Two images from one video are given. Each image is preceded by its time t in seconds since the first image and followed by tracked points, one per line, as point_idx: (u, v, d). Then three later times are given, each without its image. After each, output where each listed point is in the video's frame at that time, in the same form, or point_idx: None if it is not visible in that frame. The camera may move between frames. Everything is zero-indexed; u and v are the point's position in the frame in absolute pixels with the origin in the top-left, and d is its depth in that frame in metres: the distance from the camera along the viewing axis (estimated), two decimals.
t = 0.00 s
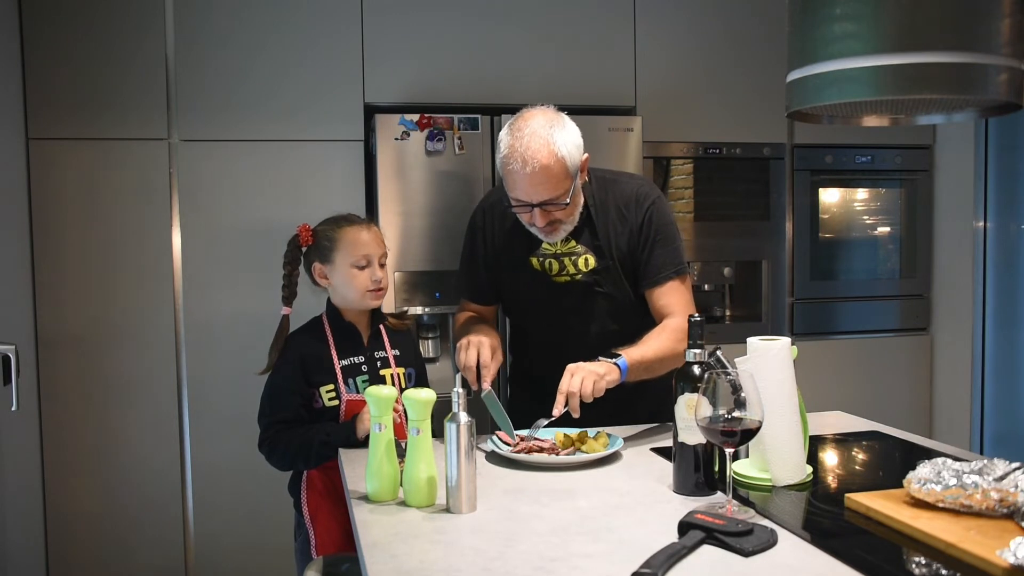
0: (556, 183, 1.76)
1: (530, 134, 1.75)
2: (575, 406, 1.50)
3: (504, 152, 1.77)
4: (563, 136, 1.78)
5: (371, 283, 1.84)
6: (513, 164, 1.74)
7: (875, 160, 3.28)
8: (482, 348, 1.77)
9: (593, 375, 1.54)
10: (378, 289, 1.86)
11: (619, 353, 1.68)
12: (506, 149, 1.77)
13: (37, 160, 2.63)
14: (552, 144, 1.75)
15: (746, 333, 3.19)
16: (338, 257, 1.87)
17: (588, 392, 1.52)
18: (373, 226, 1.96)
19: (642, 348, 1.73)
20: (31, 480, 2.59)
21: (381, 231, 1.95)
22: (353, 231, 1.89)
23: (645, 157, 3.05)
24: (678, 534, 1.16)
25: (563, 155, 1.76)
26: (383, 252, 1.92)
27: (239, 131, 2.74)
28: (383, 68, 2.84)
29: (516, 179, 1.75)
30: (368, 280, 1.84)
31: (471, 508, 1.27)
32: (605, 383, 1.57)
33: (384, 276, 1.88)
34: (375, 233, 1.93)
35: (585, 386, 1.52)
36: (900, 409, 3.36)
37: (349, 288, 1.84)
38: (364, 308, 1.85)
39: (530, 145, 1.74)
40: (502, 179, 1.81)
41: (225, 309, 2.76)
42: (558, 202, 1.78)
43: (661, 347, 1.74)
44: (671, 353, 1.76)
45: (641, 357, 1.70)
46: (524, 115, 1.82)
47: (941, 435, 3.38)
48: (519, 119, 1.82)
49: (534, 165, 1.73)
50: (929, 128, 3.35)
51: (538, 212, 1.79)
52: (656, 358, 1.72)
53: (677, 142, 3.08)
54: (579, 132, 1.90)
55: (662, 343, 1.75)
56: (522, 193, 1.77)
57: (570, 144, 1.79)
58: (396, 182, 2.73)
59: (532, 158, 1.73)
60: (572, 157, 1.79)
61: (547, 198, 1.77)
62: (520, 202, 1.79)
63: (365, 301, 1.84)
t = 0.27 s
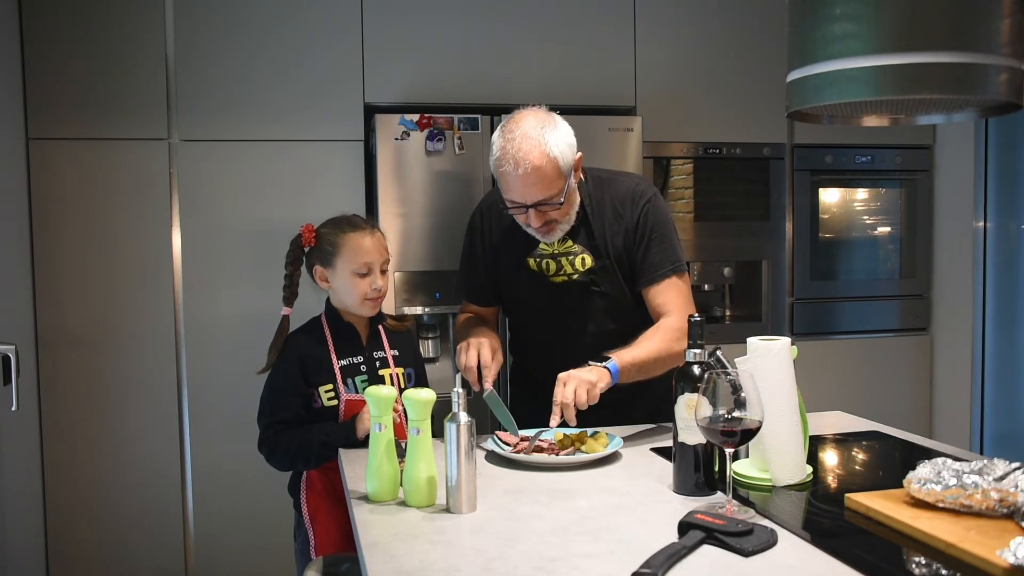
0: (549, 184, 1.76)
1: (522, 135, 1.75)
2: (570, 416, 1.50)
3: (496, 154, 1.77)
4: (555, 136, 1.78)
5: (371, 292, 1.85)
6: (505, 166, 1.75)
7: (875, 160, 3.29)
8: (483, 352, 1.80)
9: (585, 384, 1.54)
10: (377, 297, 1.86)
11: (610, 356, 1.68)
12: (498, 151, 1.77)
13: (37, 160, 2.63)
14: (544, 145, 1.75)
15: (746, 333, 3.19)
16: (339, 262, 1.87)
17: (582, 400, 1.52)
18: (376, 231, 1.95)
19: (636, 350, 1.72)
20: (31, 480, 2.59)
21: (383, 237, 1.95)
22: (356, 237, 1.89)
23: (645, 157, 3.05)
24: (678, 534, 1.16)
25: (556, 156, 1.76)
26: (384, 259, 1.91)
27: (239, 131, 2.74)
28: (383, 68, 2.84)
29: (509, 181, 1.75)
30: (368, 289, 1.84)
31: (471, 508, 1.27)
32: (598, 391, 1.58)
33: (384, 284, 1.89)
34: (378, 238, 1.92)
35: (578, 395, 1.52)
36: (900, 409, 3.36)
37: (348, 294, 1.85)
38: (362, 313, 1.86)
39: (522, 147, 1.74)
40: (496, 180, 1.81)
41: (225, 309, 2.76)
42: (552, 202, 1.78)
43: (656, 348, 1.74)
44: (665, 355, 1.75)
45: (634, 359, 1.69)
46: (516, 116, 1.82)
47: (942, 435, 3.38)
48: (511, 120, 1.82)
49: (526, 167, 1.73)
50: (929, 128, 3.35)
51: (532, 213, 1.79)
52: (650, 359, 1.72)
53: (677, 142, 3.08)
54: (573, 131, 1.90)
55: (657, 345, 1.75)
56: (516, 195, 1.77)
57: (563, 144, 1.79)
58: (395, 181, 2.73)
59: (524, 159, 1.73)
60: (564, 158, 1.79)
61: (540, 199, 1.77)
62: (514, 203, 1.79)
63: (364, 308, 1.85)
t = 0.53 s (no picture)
0: (547, 183, 1.76)
1: (519, 134, 1.75)
2: (571, 418, 1.51)
3: (494, 153, 1.77)
4: (553, 135, 1.78)
5: (367, 296, 1.84)
6: (503, 164, 1.75)
7: (875, 160, 3.29)
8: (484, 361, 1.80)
9: (593, 391, 1.55)
10: (374, 301, 1.86)
11: (616, 364, 1.66)
12: (496, 150, 1.77)
13: (37, 160, 2.63)
14: (541, 143, 1.75)
15: (746, 333, 3.19)
16: (337, 265, 1.87)
17: (586, 406, 1.52)
18: (375, 234, 1.95)
19: (638, 355, 1.72)
20: (31, 480, 2.59)
21: (382, 241, 1.94)
22: (354, 241, 1.89)
23: (645, 157, 3.05)
24: (678, 534, 1.16)
25: (553, 154, 1.76)
26: (382, 263, 1.91)
27: (239, 130, 2.74)
28: (383, 68, 2.84)
29: (507, 179, 1.75)
30: (365, 292, 1.83)
31: (471, 508, 1.27)
32: (603, 401, 1.57)
33: (382, 288, 1.88)
34: (376, 241, 1.92)
35: (583, 400, 1.52)
36: (900, 409, 3.36)
37: (346, 296, 1.84)
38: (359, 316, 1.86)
39: (519, 145, 1.74)
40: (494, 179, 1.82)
41: (225, 309, 2.76)
42: (550, 200, 1.78)
43: (656, 351, 1.74)
44: (665, 358, 1.75)
45: (637, 365, 1.69)
46: (514, 115, 1.82)
47: (942, 435, 3.38)
48: (508, 119, 1.83)
49: (523, 165, 1.73)
50: (929, 128, 3.35)
51: (530, 212, 1.79)
52: (652, 363, 1.72)
53: (677, 142, 3.08)
54: (570, 130, 1.90)
55: (657, 348, 1.75)
56: (514, 193, 1.77)
57: (560, 142, 1.79)
58: (395, 182, 2.73)
59: (521, 157, 1.73)
60: (562, 156, 1.79)
61: (538, 197, 1.77)
62: (512, 202, 1.79)
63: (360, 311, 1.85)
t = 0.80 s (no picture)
0: (550, 183, 1.76)
1: (523, 134, 1.75)
2: (561, 406, 1.51)
3: (497, 153, 1.77)
4: (556, 135, 1.78)
5: (365, 298, 1.84)
6: (506, 164, 1.75)
7: (875, 160, 3.29)
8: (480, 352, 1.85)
9: (585, 380, 1.56)
10: (372, 303, 1.85)
11: (614, 359, 1.67)
12: (499, 150, 1.77)
13: (37, 160, 2.63)
14: (545, 144, 1.75)
15: (746, 333, 3.19)
16: (334, 268, 1.87)
17: (576, 395, 1.53)
18: (372, 235, 1.95)
19: (637, 351, 1.72)
20: (31, 480, 2.59)
21: (379, 242, 1.94)
22: (351, 243, 1.89)
23: (645, 157, 3.05)
24: (678, 534, 1.16)
25: (557, 155, 1.76)
26: (380, 265, 1.91)
27: (239, 131, 2.74)
28: (383, 68, 2.84)
29: (510, 180, 1.75)
30: (362, 295, 1.83)
31: (471, 508, 1.27)
32: (594, 392, 1.58)
33: (379, 290, 1.88)
34: (373, 243, 1.92)
35: (573, 388, 1.54)
36: (900, 409, 3.36)
37: (343, 299, 1.84)
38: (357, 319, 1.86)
39: (522, 145, 1.74)
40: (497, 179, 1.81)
41: (224, 309, 2.75)
42: (553, 201, 1.78)
43: (656, 349, 1.74)
44: (664, 357, 1.75)
45: (635, 362, 1.69)
46: (518, 115, 1.82)
47: (942, 435, 3.38)
48: (512, 119, 1.83)
49: (527, 165, 1.73)
50: (929, 128, 3.35)
51: (532, 212, 1.79)
52: (650, 361, 1.72)
53: (677, 142, 3.08)
54: (574, 131, 1.90)
55: (657, 347, 1.75)
56: (516, 193, 1.77)
57: (564, 143, 1.79)
58: (396, 182, 2.73)
59: (525, 158, 1.73)
60: (565, 157, 1.79)
61: (541, 198, 1.77)
62: (515, 202, 1.79)
63: (358, 313, 1.84)
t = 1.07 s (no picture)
0: (552, 183, 1.76)
1: (526, 134, 1.75)
2: (546, 415, 1.51)
3: (500, 152, 1.77)
4: (560, 136, 1.78)
5: (363, 308, 1.83)
6: (508, 163, 1.74)
7: (875, 160, 3.29)
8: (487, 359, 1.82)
9: (566, 386, 1.55)
10: (370, 313, 1.84)
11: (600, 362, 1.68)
12: (502, 149, 1.77)
13: (37, 161, 2.63)
14: (549, 143, 1.75)
15: (746, 333, 3.19)
16: (331, 278, 1.86)
17: (559, 402, 1.52)
18: (369, 246, 1.94)
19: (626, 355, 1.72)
20: (31, 480, 2.59)
21: (377, 252, 1.93)
22: (349, 253, 1.88)
23: (645, 157, 3.05)
24: (678, 534, 1.16)
25: (559, 155, 1.76)
26: (377, 274, 1.90)
27: (239, 130, 2.74)
28: (383, 68, 2.84)
29: (511, 179, 1.75)
30: (360, 304, 1.82)
31: (471, 508, 1.27)
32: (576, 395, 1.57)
33: (377, 299, 1.87)
34: (371, 253, 1.91)
35: (556, 395, 1.52)
36: (900, 409, 3.36)
37: (341, 309, 1.83)
38: (356, 328, 1.85)
39: (526, 144, 1.74)
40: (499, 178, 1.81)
41: (224, 309, 2.75)
42: (554, 201, 1.78)
43: (648, 352, 1.74)
44: (657, 361, 1.75)
45: (622, 365, 1.69)
46: (521, 115, 1.82)
47: (942, 435, 3.38)
48: (515, 119, 1.83)
49: (530, 164, 1.72)
50: (929, 128, 3.35)
51: (534, 211, 1.79)
52: (641, 365, 1.71)
53: (677, 142, 3.08)
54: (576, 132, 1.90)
55: (648, 350, 1.74)
56: (518, 193, 1.77)
57: (566, 143, 1.79)
58: (396, 182, 2.73)
59: (528, 157, 1.73)
60: (567, 157, 1.79)
61: (542, 197, 1.77)
62: (516, 201, 1.79)
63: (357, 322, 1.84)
